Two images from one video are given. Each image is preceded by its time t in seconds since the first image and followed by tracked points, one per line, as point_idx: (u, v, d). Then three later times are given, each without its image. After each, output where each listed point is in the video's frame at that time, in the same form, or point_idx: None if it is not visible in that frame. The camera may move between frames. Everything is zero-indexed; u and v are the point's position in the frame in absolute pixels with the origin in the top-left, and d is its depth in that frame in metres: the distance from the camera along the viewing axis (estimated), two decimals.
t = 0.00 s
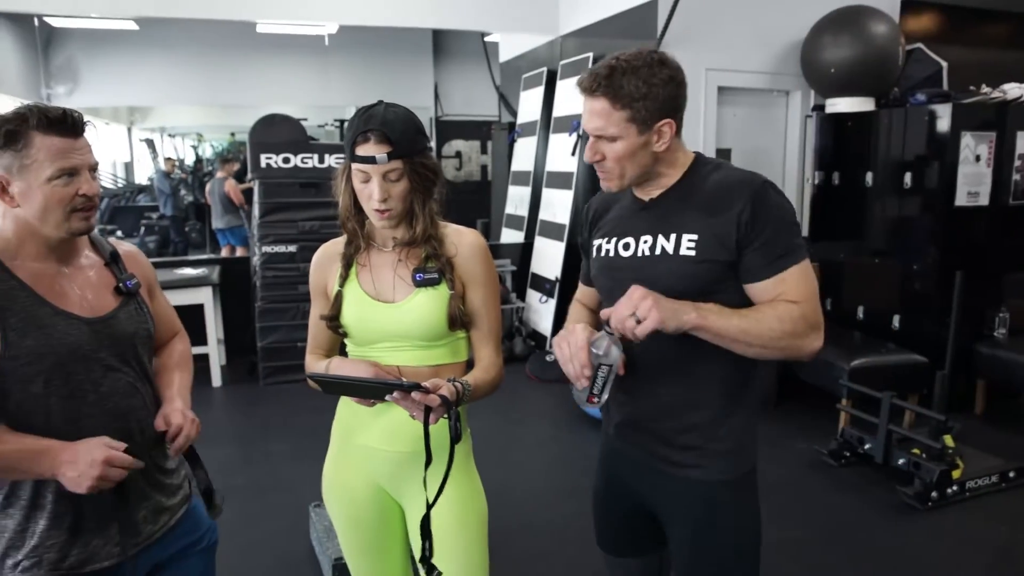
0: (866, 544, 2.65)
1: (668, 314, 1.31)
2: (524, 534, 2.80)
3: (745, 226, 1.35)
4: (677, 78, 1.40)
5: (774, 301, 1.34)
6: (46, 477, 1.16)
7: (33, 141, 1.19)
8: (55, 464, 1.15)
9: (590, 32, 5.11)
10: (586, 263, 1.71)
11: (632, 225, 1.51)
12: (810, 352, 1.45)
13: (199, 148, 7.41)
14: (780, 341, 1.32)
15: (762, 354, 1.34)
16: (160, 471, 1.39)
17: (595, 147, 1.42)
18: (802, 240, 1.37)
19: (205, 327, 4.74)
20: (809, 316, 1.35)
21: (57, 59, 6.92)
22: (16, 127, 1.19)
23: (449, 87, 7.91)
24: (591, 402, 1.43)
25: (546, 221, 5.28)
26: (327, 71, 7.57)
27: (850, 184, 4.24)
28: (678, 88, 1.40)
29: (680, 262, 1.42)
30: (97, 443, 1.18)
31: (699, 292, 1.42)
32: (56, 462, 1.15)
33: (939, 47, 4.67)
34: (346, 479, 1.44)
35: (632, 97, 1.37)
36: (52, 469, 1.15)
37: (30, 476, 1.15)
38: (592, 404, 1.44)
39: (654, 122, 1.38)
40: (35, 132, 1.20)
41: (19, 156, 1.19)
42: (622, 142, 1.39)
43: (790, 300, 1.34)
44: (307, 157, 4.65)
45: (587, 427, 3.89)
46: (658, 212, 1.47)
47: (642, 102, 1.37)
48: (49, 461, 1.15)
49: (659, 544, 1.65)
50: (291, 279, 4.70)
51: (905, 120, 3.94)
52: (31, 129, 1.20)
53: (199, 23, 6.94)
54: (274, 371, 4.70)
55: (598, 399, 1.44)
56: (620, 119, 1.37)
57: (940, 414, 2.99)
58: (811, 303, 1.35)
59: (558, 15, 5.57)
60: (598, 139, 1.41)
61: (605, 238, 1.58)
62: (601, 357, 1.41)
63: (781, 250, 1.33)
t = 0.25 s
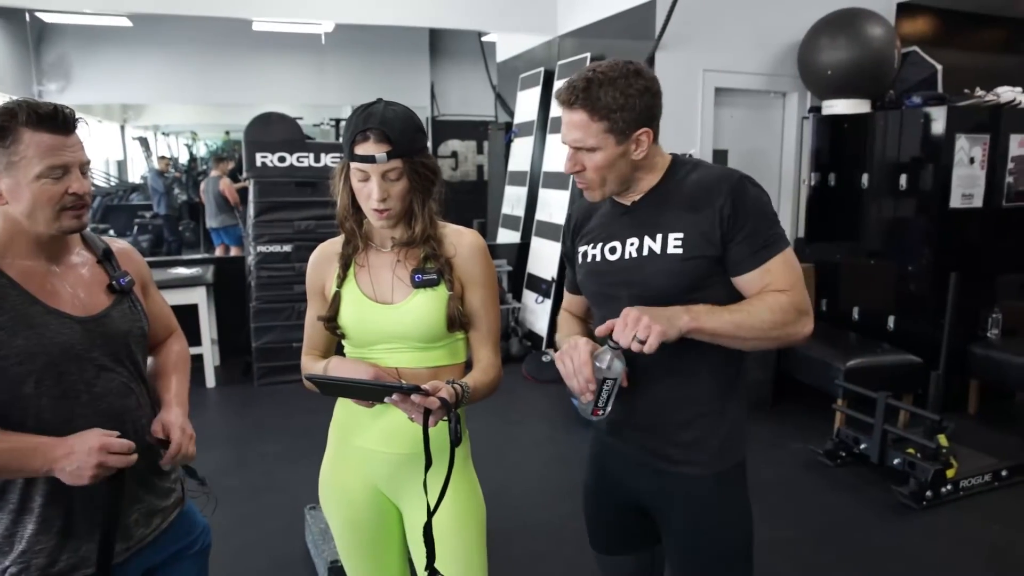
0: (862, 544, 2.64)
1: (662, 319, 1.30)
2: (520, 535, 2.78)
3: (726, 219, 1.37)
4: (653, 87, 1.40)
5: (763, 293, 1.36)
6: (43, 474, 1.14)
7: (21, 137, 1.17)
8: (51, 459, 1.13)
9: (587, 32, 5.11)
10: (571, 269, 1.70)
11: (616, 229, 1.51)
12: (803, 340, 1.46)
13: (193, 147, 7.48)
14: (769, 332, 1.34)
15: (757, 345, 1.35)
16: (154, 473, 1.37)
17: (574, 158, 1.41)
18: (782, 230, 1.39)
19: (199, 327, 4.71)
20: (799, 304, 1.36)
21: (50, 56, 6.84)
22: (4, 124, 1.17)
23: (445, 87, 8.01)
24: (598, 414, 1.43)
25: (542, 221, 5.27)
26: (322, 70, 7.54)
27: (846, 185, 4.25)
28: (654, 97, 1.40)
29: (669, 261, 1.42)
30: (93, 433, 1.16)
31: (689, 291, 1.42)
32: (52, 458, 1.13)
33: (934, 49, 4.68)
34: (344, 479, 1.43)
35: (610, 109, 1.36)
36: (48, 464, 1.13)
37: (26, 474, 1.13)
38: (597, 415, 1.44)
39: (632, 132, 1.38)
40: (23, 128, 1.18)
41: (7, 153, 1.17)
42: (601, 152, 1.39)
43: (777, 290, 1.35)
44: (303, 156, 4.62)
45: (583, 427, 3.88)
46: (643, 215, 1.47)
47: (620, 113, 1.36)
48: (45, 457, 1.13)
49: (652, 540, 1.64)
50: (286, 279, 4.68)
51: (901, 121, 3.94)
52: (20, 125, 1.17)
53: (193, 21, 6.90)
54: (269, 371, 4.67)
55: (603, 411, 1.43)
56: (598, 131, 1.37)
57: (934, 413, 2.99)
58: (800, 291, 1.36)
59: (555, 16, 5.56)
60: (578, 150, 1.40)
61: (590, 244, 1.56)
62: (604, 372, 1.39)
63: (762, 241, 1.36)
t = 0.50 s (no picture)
0: (866, 545, 2.63)
1: (668, 329, 1.30)
2: (521, 536, 2.76)
3: (726, 218, 1.36)
4: (646, 89, 1.37)
5: (763, 289, 1.35)
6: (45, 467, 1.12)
7: (18, 135, 1.15)
8: (55, 451, 1.12)
9: (586, 31, 5.09)
10: (565, 270, 1.67)
11: (612, 230, 1.48)
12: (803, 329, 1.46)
13: (191, 147, 7.39)
14: (769, 329, 1.33)
15: (757, 343, 1.35)
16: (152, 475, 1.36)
17: (569, 163, 1.38)
18: (778, 224, 1.37)
19: (198, 327, 4.69)
20: (799, 298, 1.36)
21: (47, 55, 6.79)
22: None
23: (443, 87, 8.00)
24: (597, 421, 1.41)
25: (542, 221, 5.25)
26: (321, 70, 7.53)
27: (847, 185, 4.23)
28: (647, 100, 1.37)
29: (669, 259, 1.40)
30: (96, 427, 1.17)
31: (689, 290, 1.41)
32: (55, 450, 1.12)
33: (935, 47, 4.66)
34: (344, 481, 1.41)
35: (603, 113, 1.33)
36: (52, 457, 1.12)
37: (25, 470, 1.11)
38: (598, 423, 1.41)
39: (626, 135, 1.35)
40: (20, 126, 1.16)
41: (4, 152, 1.15)
42: (596, 156, 1.35)
43: (776, 285, 1.35)
44: (301, 156, 4.61)
45: (583, 427, 3.86)
46: (640, 214, 1.45)
47: (614, 117, 1.33)
48: (48, 450, 1.12)
49: (653, 541, 1.63)
50: (285, 279, 4.66)
51: (902, 120, 3.93)
52: (17, 123, 1.16)
53: (191, 20, 6.87)
54: (268, 372, 4.65)
55: (604, 418, 1.41)
56: (592, 136, 1.34)
57: (936, 414, 2.98)
58: (798, 285, 1.36)
59: (554, 15, 5.55)
60: (572, 154, 1.37)
61: (587, 245, 1.53)
62: (602, 379, 1.36)
63: (761, 236, 1.35)
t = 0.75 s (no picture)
0: (867, 546, 2.61)
1: (668, 338, 1.29)
2: (520, 537, 2.75)
3: (725, 217, 1.35)
4: (642, 87, 1.35)
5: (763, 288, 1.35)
6: (38, 467, 1.10)
7: (10, 131, 1.14)
8: (51, 451, 1.10)
9: (585, 30, 5.07)
10: (559, 270, 1.65)
11: (608, 229, 1.46)
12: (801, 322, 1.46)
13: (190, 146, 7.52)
14: (770, 327, 1.33)
15: (756, 343, 1.35)
16: (146, 476, 1.34)
17: (566, 162, 1.35)
18: (776, 220, 1.37)
19: (195, 327, 4.67)
20: (799, 293, 1.36)
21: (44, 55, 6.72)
22: None
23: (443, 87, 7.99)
24: (601, 423, 1.40)
25: (541, 220, 5.23)
26: (319, 70, 7.52)
27: (847, 184, 4.22)
28: (644, 98, 1.35)
29: (668, 259, 1.38)
30: (91, 428, 1.17)
31: (687, 289, 1.39)
32: (50, 450, 1.10)
33: (935, 46, 4.65)
34: (340, 482, 1.39)
35: (600, 112, 1.31)
36: (46, 457, 1.10)
37: (17, 469, 1.08)
38: (602, 424, 1.40)
39: (624, 133, 1.33)
40: (12, 122, 1.14)
41: None
42: (594, 156, 1.33)
43: (776, 283, 1.34)
44: (299, 155, 4.59)
45: (582, 428, 3.85)
46: (637, 213, 1.42)
47: (612, 116, 1.31)
48: (43, 450, 1.10)
49: (652, 541, 1.61)
50: (283, 278, 4.64)
51: (903, 119, 3.91)
52: (9, 119, 1.14)
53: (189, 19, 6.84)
54: (266, 372, 4.64)
55: (607, 419, 1.40)
56: (590, 135, 1.32)
57: (937, 414, 2.97)
58: (797, 281, 1.36)
59: (553, 14, 5.54)
60: (569, 154, 1.34)
61: (583, 244, 1.50)
62: (603, 380, 1.35)
63: (762, 233, 1.34)
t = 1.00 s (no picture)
0: (868, 547, 2.60)
1: (668, 340, 1.29)
2: (519, 536, 2.74)
3: (726, 218, 1.34)
4: (645, 85, 1.35)
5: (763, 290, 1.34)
6: (28, 469, 1.09)
7: (8, 126, 1.13)
8: (41, 454, 1.09)
9: (585, 29, 5.05)
10: (557, 269, 1.63)
11: (607, 228, 1.44)
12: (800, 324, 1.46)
13: (189, 146, 7.45)
14: (769, 329, 1.33)
15: (755, 345, 1.35)
16: (144, 476, 1.33)
17: (568, 160, 1.34)
18: (777, 221, 1.36)
19: (194, 327, 4.66)
20: (799, 296, 1.35)
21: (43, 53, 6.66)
22: None
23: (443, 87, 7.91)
24: (603, 422, 1.38)
25: (541, 220, 5.22)
26: (319, 70, 7.50)
27: (847, 183, 4.22)
28: (646, 97, 1.34)
29: (667, 258, 1.37)
30: (82, 430, 1.15)
31: (687, 289, 1.37)
32: (41, 453, 1.09)
33: (936, 46, 4.64)
34: (339, 482, 1.38)
35: (603, 110, 1.30)
36: (37, 460, 1.09)
37: (8, 472, 1.07)
38: (603, 423, 1.39)
39: (626, 132, 1.32)
40: (10, 117, 1.13)
41: None
42: (596, 154, 1.32)
43: (776, 286, 1.34)
44: (298, 154, 4.57)
45: (582, 428, 3.84)
46: (637, 212, 1.41)
47: (616, 114, 1.30)
48: (34, 453, 1.09)
49: (651, 542, 1.60)
50: (281, 278, 4.62)
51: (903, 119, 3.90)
52: (7, 114, 1.13)
53: (188, 18, 6.82)
54: (264, 372, 4.62)
55: (609, 419, 1.38)
56: (592, 134, 1.31)
57: (938, 414, 2.96)
58: (797, 283, 1.35)
59: (553, 13, 5.52)
60: (570, 152, 1.34)
61: (583, 243, 1.49)
62: (605, 377, 1.34)
63: (763, 234, 1.33)
